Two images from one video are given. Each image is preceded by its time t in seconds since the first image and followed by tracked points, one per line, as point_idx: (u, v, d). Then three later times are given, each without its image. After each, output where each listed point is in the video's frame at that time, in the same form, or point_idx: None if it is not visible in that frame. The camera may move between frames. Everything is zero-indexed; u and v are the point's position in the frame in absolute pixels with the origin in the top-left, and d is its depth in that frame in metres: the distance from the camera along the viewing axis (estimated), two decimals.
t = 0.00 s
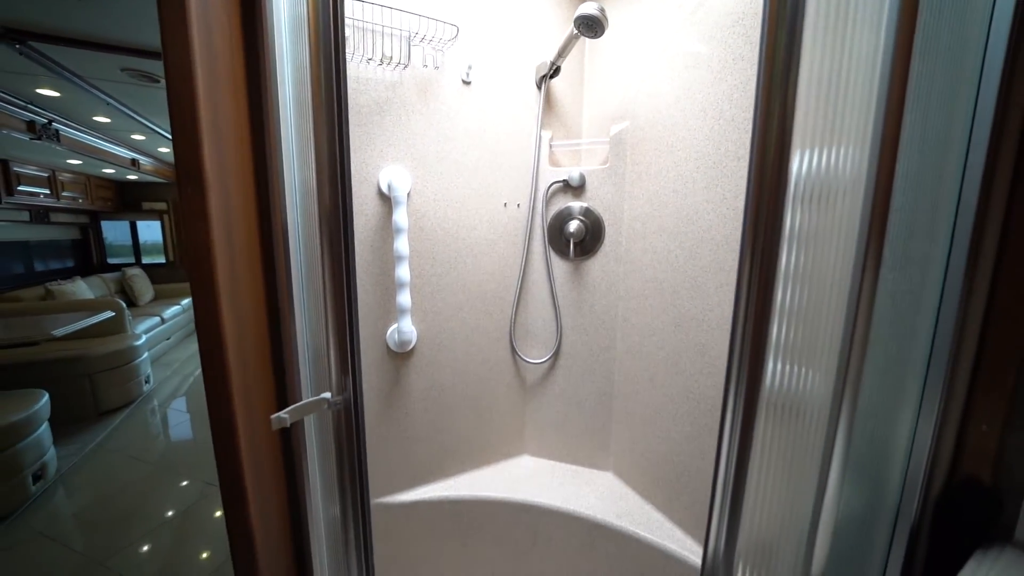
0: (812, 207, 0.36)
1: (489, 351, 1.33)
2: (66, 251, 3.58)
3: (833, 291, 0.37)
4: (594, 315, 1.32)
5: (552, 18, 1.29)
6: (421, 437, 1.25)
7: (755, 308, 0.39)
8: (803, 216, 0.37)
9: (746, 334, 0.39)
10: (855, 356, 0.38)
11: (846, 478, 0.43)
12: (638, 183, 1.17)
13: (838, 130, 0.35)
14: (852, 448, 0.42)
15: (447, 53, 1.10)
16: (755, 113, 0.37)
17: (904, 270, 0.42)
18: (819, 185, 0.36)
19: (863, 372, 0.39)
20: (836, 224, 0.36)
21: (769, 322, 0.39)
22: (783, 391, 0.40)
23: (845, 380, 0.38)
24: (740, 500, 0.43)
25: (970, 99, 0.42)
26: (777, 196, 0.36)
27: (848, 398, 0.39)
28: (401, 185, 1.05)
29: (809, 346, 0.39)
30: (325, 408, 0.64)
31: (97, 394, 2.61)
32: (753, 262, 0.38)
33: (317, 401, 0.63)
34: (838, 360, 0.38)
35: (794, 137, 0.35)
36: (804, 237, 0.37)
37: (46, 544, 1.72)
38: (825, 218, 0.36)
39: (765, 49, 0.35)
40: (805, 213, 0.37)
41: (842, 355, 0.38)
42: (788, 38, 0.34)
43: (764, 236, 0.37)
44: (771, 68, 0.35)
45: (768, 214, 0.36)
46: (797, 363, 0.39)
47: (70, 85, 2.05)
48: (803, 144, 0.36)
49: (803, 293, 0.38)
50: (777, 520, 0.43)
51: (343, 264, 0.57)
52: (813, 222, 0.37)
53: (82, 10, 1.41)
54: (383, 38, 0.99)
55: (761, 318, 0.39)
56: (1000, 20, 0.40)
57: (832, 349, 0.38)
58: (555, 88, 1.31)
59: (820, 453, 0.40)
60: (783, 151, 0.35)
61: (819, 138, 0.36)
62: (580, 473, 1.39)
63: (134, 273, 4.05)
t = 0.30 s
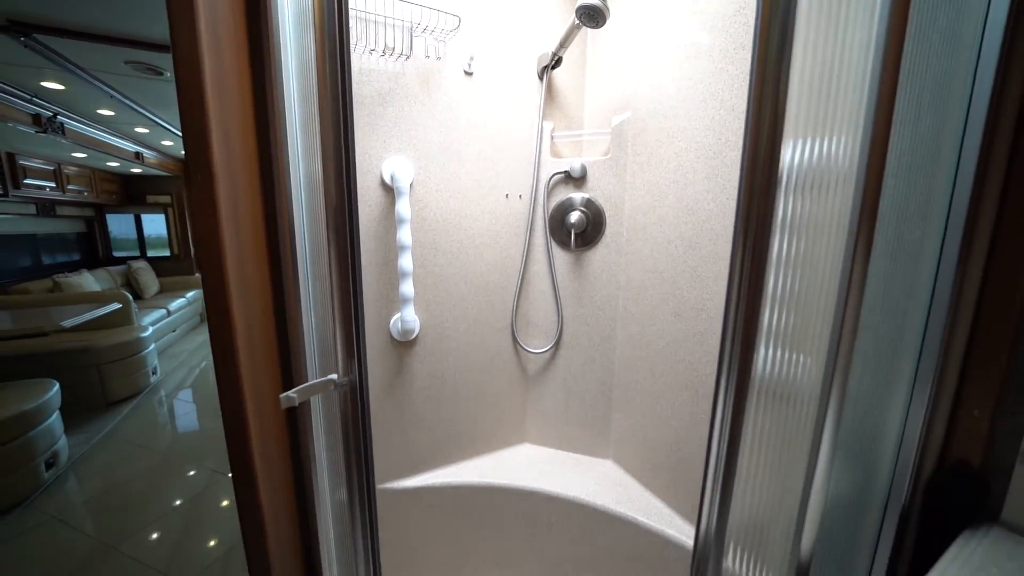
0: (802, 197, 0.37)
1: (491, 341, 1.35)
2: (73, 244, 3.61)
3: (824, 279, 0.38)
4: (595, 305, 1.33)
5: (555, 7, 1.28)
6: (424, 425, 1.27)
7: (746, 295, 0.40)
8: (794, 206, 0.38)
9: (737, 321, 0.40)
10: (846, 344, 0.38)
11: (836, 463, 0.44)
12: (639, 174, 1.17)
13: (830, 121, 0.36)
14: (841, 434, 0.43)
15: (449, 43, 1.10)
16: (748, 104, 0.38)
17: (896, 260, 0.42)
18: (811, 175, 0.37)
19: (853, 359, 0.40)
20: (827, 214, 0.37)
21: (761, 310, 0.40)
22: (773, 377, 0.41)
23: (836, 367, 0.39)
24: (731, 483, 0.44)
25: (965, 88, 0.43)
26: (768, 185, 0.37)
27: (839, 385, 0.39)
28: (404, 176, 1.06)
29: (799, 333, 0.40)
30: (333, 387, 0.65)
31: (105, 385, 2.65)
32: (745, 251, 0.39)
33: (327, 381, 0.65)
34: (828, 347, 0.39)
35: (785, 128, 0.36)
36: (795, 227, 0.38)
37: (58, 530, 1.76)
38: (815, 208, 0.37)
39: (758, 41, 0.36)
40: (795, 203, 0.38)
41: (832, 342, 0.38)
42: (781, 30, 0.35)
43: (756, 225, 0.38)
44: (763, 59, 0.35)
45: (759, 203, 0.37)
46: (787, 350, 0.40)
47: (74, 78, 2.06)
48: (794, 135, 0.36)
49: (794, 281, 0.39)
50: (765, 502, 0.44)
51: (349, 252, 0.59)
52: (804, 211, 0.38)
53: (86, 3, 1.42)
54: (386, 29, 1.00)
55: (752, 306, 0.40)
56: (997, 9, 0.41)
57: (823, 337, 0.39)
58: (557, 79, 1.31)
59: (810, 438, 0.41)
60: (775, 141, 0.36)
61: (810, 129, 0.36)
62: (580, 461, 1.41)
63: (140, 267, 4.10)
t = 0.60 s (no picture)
0: (795, 185, 0.39)
1: (494, 330, 1.37)
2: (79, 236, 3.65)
3: (817, 264, 0.39)
4: (596, 294, 1.34)
5: None
6: (428, 412, 1.29)
7: (739, 280, 0.42)
8: (787, 193, 0.39)
9: (731, 303, 0.43)
10: (839, 329, 0.38)
11: (826, 447, 0.44)
12: (640, 164, 1.18)
13: (824, 108, 0.36)
14: (832, 418, 0.44)
15: (452, 33, 1.10)
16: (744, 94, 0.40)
17: (888, 246, 0.43)
18: (803, 163, 0.38)
19: (846, 345, 0.40)
20: (820, 200, 0.38)
21: (754, 293, 0.42)
22: (765, 360, 0.43)
23: (829, 354, 0.39)
24: (722, 459, 0.47)
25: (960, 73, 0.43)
26: (761, 174, 0.39)
27: (831, 371, 0.40)
28: (408, 166, 1.07)
29: (791, 319, 0.41)
30: (339, 367, 0.68)
31: (114, 375, 2.70)
32: (739, 235, 0.41)
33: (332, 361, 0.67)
34: (820, 332, 0.39)
35: (778, 118, 0.38)
36: (787, 214, 0.39)
37: (71, 514, 1.81)
38: (808, 195, 0.38)
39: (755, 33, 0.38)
40: (789, 190, 0.39)
41: (825, 328, 0.39)
42: (776, 23, 0.37)
43: (749, 212, 0.40)
44: (759, 51, 0.38)
45: (754, 192, 0.40)
46: (778, 334, 0.42)
47: (79, 70, 2.07)
48: (788, 124, 0.38)
49: (788, 267, 0.40)
50: (756, 482, 0.46)
51: (356, 238, 0.60)
52: (797, 199, 0.39)
53: None
54: (389, 18, 1.00)
55: (745, 290, 0.42)
56: None
57: (815, 322, 0.39)
58: (560, 69, 1.30)
59: (802, 422, 0.41)
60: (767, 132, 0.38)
61: (804, 119, 0.38)
62: (581, 448, 1.43)
63: (147, 259, 4.14)
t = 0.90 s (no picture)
0: (789, 173, 0.39)
1: (497, 318, 1.39)
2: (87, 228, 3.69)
3: (811, 252, 0.40)
4: (598, 284, 1.35)
5: None
6: (432, 398, 1.32)
7: (734, 269, 0.42)
8: (782, 182, 0.39)
9: (725, 292, 0.43)
10: (832, 312, 0.40)
11: (819, 428, 0.46)
12: (643, 154, 1.18)
13: (820, 98, 0.37)
14: (825, 402, 0.45)
15: (455, 22, 1.10)
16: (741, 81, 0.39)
17: (883, 234, 0.44)
18: (799, 151, 0.38)
19: (838, 328, 0.42)
20: (816, 189, 0.39)
21: (748, 282, 0.42)
22: (759, 347, 0.44)
23: (822, 336, 0.41)
24: (716, 446, 0.47)
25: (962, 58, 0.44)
26: (756, 161, 0.39)
27: (823, 355, 0.41)
28: (412, 156, 1.09)
29: (786, 306, 0.42)
30: (348, 349, 0.69)
31: (124, 365, 2.77)
32: (734, 225, 0.41)
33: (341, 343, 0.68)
34: (813, 318, 0.40)
35: (775, 105, 0.38)
36: (782, 202, 0.40)
37: (85, 499, 1.86)
38: (804, 184, 0.39)
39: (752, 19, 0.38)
40: (784, 178, 0.39)
41: (818, 314, 0.40)
42: (773, 8, 0.36)
43: (744, 200, 0.40)
44: (756, 36, 0.37)
45: (748, 180, 0.40)
46: (773, 321, 0.43)
47: (85, 62, 2.08)
48: (785, 112, 0.38)
49: (782, 255, 0.41)
50: (750, 465, 0.47)
51: (363, 224, 0.61)
52: (793, 188, 0.39)
53: None
54: (393, 7, 1.01)
55: (740, 279, 0.42)
56: None
57: (810, 308, 0.41)
58: (563, 60, 1.29)
59: (795, 403, 0.43)
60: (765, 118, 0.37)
61: (799, 107, 0.38)
62: (582, 435, 1.45)
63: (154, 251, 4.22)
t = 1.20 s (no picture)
0: (783, 163, 0.40)
1: (501, 308, 1.41)
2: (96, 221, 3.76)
3: (806, 240, 0.41)
4: (601, 275, 1.37)
5: None
6: (436, 386, 1.35)
7: (728, 255, 0.44)
8: (777, 171, 0.41)
9: (720, 278, 0.45)
10: (825, 298, 0.41)
11: (812, 412, 0.47)
12: (646, 145, 1.18)
13: (816, 88, 0.38)
14: (818, 387, 0.47)
15: (459, 12, 1.10)
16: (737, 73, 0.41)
17: (876, 223, 0.45)
18: (793, 141, 0.40)
19: (832, 315, 0.43)
20: (810, 177, 0.40)
21: (741, 269, 0.44)
22: (753, 332, 0.45)
23: (814, 322, 0.42)
24: (711, 428, 0.49)
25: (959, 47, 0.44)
26: (751, 152, 0.40)
27: (816, 340, 0.42)
28: (417, 147, 1.10)
29: (779, 293, 0.43)
30: (357, 333, 0.71)
31: (135, 355, 2.83)
32: (728, 213, 0.43)
33: (350, 327, 0.70)
34: (807, 305, 0.42)
35: (769, 96, 0.39)
36: (776, 191, 0.41)
37: (99, 484, 1.92)
38: (799, 174, 0.40)
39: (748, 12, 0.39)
40: (778, 168, 0.41)
41: (811, 300, 0.41)
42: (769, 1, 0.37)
43: (738, 189, 0.42)
44: (752, 29, 0.39)
45: (743, 170, 0.41)
46: (766, 308, 0.44)
47: (92, 54, 2.10)
48: (780, 103, 0.39)
49: (776, 243, 0.42)
50: (744, 447, 0.49)
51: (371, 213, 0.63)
52: (788, 177, 0.40)
53: None
54: None
55: (733, 266, 0.44)
56: None
57: (804, 295, 0.42)
58: (567, 51, 1.29)
59: (789, 387, 0.44)
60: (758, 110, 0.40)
61: (795, 97, 0.39)
62: (584, 423, 1.48)
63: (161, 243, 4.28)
